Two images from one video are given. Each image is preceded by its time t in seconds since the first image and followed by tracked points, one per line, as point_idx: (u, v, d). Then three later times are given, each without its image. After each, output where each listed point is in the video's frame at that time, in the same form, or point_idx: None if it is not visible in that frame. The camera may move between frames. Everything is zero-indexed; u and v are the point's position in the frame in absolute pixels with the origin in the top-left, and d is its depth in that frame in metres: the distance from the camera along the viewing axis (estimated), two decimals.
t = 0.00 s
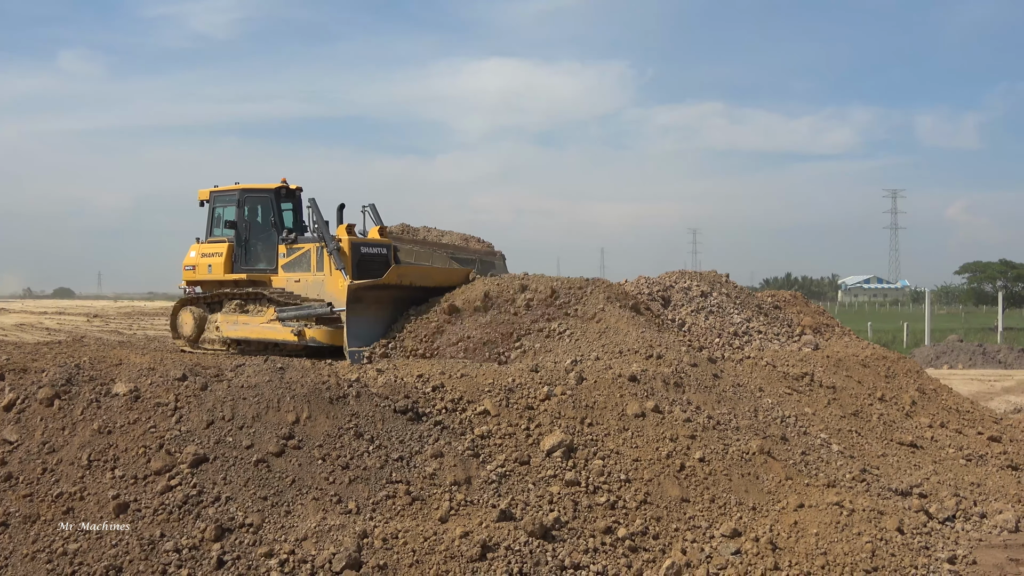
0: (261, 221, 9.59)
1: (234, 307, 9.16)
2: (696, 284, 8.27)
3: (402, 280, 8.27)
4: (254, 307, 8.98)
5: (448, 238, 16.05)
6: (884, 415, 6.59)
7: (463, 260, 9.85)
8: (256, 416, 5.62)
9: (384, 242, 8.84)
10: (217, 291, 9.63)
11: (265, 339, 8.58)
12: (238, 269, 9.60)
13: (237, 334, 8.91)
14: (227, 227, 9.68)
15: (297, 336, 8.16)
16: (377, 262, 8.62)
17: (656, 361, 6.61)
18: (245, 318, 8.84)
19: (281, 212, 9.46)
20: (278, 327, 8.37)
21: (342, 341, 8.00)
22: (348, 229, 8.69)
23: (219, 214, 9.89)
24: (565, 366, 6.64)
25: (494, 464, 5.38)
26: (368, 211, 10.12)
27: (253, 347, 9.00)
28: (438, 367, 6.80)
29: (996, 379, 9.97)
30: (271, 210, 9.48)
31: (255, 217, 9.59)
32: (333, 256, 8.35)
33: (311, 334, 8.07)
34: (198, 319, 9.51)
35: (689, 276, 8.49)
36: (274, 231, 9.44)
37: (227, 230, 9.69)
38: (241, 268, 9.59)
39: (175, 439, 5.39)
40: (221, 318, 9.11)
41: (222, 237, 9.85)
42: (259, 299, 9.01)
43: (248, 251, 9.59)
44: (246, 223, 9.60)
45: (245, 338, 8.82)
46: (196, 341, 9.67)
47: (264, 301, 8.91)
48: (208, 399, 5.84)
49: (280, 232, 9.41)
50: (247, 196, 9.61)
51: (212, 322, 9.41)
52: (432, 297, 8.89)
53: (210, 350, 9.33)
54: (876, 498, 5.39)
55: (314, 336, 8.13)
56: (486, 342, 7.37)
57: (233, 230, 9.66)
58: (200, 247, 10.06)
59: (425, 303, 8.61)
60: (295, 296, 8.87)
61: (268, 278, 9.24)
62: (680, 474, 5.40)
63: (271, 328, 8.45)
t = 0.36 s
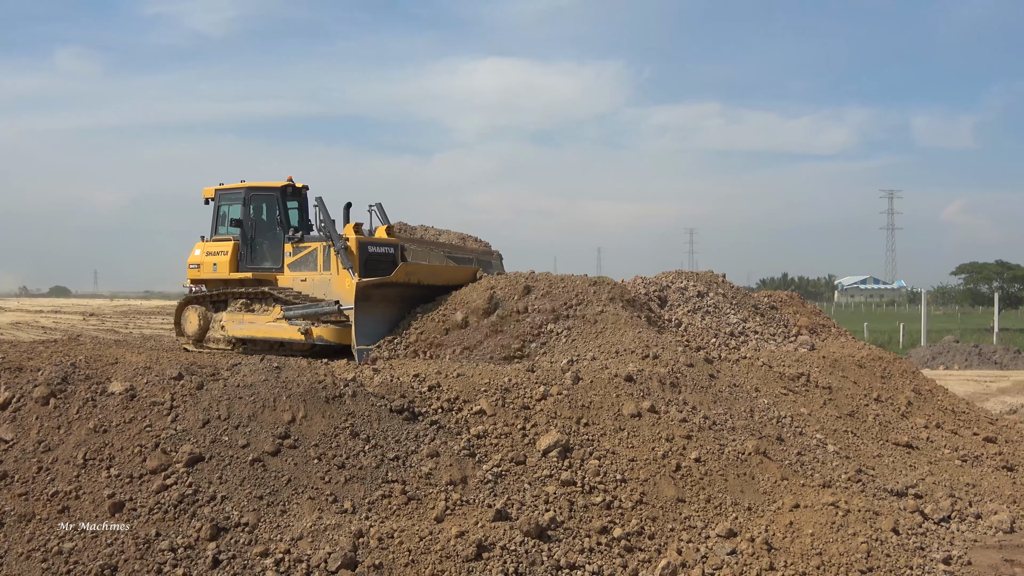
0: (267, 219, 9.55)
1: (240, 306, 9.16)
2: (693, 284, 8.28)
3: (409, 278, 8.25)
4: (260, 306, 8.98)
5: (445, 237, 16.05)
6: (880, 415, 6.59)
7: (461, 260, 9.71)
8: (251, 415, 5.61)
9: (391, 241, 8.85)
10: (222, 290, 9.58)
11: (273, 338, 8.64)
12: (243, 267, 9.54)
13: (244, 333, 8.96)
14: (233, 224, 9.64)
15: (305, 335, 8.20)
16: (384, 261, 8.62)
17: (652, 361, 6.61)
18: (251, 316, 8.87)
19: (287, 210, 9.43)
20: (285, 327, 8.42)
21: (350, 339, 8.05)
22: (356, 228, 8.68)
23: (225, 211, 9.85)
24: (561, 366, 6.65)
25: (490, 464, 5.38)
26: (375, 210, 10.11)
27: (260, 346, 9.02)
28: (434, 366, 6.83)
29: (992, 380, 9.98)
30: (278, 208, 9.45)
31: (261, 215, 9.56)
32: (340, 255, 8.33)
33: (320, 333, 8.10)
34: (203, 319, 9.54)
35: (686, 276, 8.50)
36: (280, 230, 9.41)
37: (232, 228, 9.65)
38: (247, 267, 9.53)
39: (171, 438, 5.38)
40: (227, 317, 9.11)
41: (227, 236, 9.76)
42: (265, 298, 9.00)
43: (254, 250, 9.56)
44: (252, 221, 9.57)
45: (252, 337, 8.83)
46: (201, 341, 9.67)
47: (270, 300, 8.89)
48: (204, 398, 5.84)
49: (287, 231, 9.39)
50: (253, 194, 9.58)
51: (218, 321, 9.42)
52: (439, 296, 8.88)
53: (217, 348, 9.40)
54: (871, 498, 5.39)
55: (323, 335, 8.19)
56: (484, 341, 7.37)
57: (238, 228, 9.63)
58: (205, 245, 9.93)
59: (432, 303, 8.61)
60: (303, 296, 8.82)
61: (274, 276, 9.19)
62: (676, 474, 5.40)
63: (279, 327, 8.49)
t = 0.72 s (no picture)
0: (273, 220, 9.54)
1: (246, 307, 9.07)
2: (689, 287, 8.30)
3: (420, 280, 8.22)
4: (267, 308, 8.90)
5: (442, 239, 16.06)
6: (875, 419, 6.60)
7: (457, 261, 9.74)
8: (247, 417, 5.61)
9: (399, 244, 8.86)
10: (227, 291, 9.57)
11: (279, 340, 8.49)
12: (249, 268, 9.53)
13: (249, 335, 8.81)
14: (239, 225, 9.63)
15: (312, 336, 8.07)
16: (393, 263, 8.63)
17: (648, 364, 6.62)
18: (258, 319, 8.77)
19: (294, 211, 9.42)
20: (292, 328, 8.30)
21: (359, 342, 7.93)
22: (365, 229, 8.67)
23: (231, 212, 9.84)
24: (557, 369, 6.66)
25: (485, 466, 5.38)
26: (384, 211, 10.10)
27: (264, 349, 8.88)
28: (431, 368, 6.87)
29: (988, 384, 9.99)
30: (284, 209, 9.44)
31: (267, 216, 9.55)
32: (348, 257, 8.29)
33: (327, 334, 7.98)
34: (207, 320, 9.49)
35: (682, 279, 8.51)
36: (287, 231, 9.40)
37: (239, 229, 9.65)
38: (253, 268, 9.52)
39: (166, 440, 5.38)
40: (233, 319, 9.01)
41: (233, 237, 9.77)
42: (273, 301, 8.93)
43: (260, 250, 9.55)
44: (258, 222, 9.56)
45: (257, 338, 8.71)
46: (206, 342, 9.64)
47: (278, 302, 8.82)
48: (200, 399, 5.84)
49: (293, 232, 9.38)
50: (260, 195, 9.57)
51: (224, 323, 9.38)
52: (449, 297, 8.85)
53: (222, 350, 9.38)
54: (866, 502, 5.40)
55: (331, 337, 8.06)
56: (482, 343, 7.37)
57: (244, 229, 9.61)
58: (211, 246, 10.00)
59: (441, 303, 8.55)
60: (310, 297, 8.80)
61: (279, 278, 9.16)
62: (672, 477, 5.41)
63: (285, 329, 8.37)
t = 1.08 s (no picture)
0: (281, 222, 9.56)
1: (254, 310, 9.06)
2: (685, 289, 8.31)
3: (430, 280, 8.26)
4: (275, 311, 8.89)
5: (439, 242, 16.06)
6: (872, 420, 6.61)
7: (455, 263, 9.73)
8: (243, 420, 5.61)
9: (408, 246, 8.83)
10: (234, 294, 9.54)
11: (288, 343, 8.49)
12: (257, 271, 9.56)
13: (258, 338, 8.84)
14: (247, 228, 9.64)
15: (321, 339, 8.07)
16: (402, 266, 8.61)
17: (645, 366, 6.64)
18: (265, 321, 8.76)
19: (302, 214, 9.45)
20: (300, 331, 8.29)
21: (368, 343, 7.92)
22: (373, 231, 8.65)
23: (237, 214, 9.85)
24: (554, 372, 6.67)
25: (482, 469, 5.38)
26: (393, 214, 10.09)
27: (272, 351, 8.90)
28: (427, 372, 6.87)
29: (984, 385, 10.00)
30: (293, 212, 9.46)
31: (275, 219, 9.57)
32: (357, 259, 8.28)
33: (336, 336, 7.98)
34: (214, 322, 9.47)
35: (678, 281, 8.52)
36: (295, 234, 9.44)
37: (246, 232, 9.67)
38: (260, 270, 9.56)
39: (163, 443, 5.37)
40: (241, 322, 9.01)
41: (240, 239, 9.74)
42: (280, 303, 8.92)
43: (268, 253, 9.57)
44: (266, 225, 9.58)
45: (265, 341, 8.72)
46: (212, 346, 9.63)
47: (285, 305, 8.81)
48: (196, 402, 5.83)
49: (301, 235, 9.42)
50: (267, 197, 9.57)
51: (231, 326, 9.36)
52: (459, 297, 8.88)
53: (229, 352, 9.36)
54: (863, 503, 5.40)
55: (340, 339, 8.05)
56: (481, 345, 7.38)
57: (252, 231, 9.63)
58: (216, 249, 9.96)
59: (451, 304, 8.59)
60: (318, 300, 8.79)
61: (288, 282, 9.14)
62: (669, 479, 5.41)
63: (294, 332, 8.37)
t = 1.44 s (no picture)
0: (288, 224, 9.44)
1: (260, 313, 9.05)
2: (681, 290, 8.32)
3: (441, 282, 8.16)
4: (282, 313, 8.89)
5: (435, 244, 16.07)
6: (868, 421, 6.62)
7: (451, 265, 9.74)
8: (239, 422, 5.60)
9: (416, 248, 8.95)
10: (241, 297, 9.53)
11: (296, 346, 8.53)
12: (263, 274, 9.45)
13: (265, 341, 8.81)
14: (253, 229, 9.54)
15: (331, 341, 8.09)
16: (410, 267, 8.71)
17: (641, 368, 6.66)
18: (273, 324, 8.76)
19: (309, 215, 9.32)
20: (310, 334, 8.34)
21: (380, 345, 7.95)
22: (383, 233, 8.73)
23: (243, 216, 9.77)
24: (551, 374, 6.67)
25: (478, 471, 5.38)
26: (399, 215, 10.01)
27: (281, 354, 8.90)
28: (423, 374, 6.86)
29: (979, 385, 10.02)
30: (299, 213, 9.33)
31: (282, 221, 9.45)
32: (366, 261, 8.31)
33: (347, 339, 8.00)
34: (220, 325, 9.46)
35: (674, 282, 8.54)
36: (302, 236, 9.30)
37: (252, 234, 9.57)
38: (267, 273, 9.44)
39: (159, 446, 5.36)
40: (248, 325, 9.00)
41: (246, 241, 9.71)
42: (287, 305, 8.93)
43: (275, 255, 9.44)
44: (272, 226, 9.46)
45: (273, 344, 8.72)
46: (219, 348, 9.58)
47: (293, 307, 8.82)
48: (192, 405, 5.82)
49: (308, 237, 9.28)
50: (274, 199, 9.47)
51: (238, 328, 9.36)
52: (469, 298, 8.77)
53: (235, 355, 9.36)
54: (859, 504, 5.41)
55: (350, 341, 8.08)
56: (479, 346, 7.37)
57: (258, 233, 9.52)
58: (223, 251, 9.92)
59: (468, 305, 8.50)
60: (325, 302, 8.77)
61: (294, 284, 9.10)
62: (665, 481, 5.41)
63: (304, 334, 8.39)
